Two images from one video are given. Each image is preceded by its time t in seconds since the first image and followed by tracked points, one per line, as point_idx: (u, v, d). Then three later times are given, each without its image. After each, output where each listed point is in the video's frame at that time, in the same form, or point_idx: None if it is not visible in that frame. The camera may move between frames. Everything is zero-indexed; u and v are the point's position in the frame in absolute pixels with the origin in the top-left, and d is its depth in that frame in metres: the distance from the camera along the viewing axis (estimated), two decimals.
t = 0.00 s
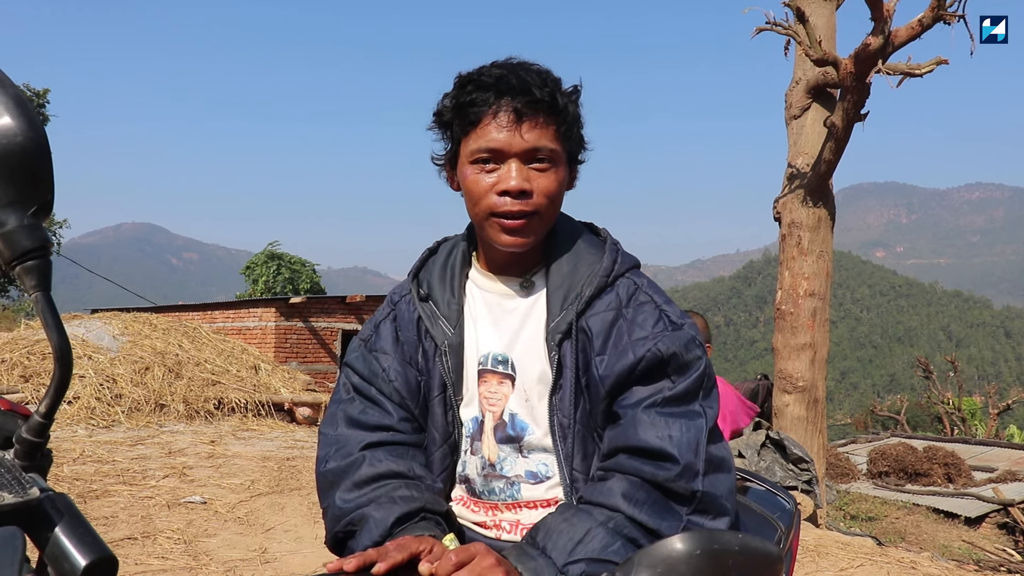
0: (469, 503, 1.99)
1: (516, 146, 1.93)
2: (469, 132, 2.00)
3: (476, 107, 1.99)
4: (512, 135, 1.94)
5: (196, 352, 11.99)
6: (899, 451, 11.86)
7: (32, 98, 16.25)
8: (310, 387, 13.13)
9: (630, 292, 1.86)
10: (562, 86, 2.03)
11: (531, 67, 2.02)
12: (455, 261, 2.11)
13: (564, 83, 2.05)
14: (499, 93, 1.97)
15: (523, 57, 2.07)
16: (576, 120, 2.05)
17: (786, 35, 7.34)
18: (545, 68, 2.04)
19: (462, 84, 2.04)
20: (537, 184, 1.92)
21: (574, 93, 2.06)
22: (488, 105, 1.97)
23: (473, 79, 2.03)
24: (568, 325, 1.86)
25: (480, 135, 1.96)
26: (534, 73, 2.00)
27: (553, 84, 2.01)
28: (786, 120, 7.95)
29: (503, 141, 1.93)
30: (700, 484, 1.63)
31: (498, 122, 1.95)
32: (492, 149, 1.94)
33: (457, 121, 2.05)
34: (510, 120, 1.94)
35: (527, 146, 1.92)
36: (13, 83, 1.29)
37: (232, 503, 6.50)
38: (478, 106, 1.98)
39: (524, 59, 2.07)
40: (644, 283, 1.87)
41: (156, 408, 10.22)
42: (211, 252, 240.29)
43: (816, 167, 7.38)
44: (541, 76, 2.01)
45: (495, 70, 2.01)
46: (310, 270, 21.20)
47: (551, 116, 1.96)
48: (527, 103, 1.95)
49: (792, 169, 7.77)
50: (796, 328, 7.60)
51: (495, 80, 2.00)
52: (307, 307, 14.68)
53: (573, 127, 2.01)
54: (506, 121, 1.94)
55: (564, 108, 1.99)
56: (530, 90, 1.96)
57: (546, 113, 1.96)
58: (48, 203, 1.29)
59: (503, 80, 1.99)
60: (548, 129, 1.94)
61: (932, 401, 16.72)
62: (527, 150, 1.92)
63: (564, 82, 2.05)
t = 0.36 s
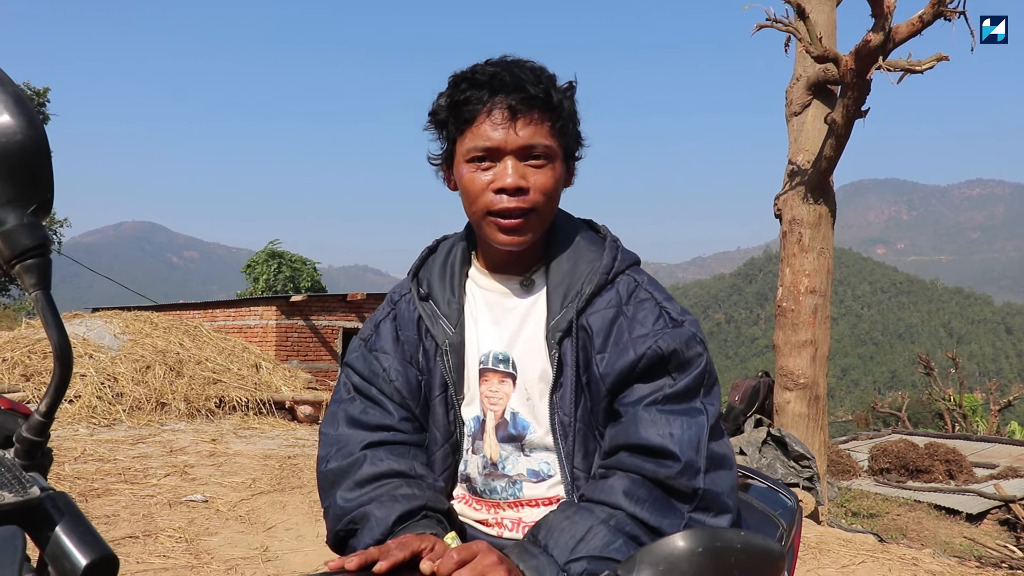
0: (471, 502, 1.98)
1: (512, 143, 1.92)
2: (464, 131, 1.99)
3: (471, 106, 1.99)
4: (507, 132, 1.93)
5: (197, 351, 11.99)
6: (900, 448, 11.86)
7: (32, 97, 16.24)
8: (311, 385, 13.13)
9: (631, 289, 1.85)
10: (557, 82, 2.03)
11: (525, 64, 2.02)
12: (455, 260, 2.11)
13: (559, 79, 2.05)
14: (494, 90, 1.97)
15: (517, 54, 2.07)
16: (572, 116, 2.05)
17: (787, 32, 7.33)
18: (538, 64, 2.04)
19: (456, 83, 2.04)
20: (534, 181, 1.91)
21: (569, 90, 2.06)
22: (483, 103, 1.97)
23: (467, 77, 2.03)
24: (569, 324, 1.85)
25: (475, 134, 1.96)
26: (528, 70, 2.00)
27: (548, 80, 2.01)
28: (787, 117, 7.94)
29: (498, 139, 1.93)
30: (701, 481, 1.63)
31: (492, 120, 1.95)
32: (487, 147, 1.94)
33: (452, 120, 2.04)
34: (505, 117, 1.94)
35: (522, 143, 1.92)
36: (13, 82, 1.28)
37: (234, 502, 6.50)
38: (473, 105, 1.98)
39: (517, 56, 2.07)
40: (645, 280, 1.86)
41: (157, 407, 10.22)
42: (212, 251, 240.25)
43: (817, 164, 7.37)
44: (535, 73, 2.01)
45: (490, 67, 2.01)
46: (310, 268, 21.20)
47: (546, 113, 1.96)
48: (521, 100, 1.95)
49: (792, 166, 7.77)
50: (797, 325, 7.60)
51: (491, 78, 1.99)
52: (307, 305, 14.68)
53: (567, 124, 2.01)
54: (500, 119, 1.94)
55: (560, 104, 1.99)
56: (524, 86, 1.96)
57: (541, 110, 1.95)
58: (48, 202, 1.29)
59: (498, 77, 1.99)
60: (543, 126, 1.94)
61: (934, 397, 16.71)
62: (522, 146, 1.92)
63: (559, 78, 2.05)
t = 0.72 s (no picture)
0: (468, 500, 1.98)
1: (505, 141, 1.92)
2: (457, 130, 1.99)
3: (463, 106, 1.99)
4: (500, 131, 1.93)
5: (195, 348, 11.98)
6: (898, 447, 11.88)
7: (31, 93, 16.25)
8: (309, 383, 13.12)
9: (628, 285, 1.85)
10: (549, 80, 2.03)
11: (516, 62, 2.03)
12: (451, 258, 2.10)
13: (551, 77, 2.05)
14: (486, 89, 1.98)
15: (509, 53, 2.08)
16: (564, 114, 2.05)
17: (786, 31, 7.33)
18: (530, 63, 2.04)
19: (449, 82, 2.04)
20: (528, 179, 1.91)
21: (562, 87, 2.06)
22: (476, 102, 1.97)
23: (460, 77, 2.03)
24: (567, 320, 1.85)
25: (468, 133, 1.96)
26: (519, 67, 2.01)
27: (540, 78, 2.01)
28: (786, 116, 7.95)
29: (491, 138, 1.93)
30: (698, 477, 1.63)
31: (486, 118, 1.95)
32: (481, 147, 1.94)
33: (445, 120, 2.04)
34: (498, 115, 1.94)
35: (515, 141, 1.91)
36: (10, 77, 1.28)
37: (232, 499, 6.50)
38: (465, 104, 1.99)
39: (509, 56, 2.07)
40: (642, 276, 1.86)
41: (156, 404, 10.22)
42: (211, 248, 240.16)
43: (816, 163, 7.37)
44: (528, 70, 2.02)
45: (482, 66, 2.01)
46: (309, 266, 21.20)
47: (539, 110, 1.96)
48: (513, 98, 1.95)
49: (792, 165, 7.77)
50: (795, 324, 7.60)
51: (483, 76, 2.00)
52: (306, 303, 14.67)
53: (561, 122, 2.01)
54: (493, 117, 1.94)
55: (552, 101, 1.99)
56: (516, 84, 1.96)
57: (534, 107, 1.95)
58: (46, 197, 1.28)
59: (491, 75, 1.99)
60: (536, 124, 1.94)
61: (932, 397, 16.73)
62: (515, 145, 1.92)
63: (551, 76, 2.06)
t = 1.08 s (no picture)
0: (467, 498, 1.97)
1: (483, 132, 1.92)
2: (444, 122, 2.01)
3: (451, 98, 2.01)
4: (480, 122, 1.93)
5: (194, 347, 11.96)
6: (897, 445, 11.89)
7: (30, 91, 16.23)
8: (308, 381, 13.12)
9: (633, 281, 1.85)
10: (542, 71, 2.01)
11: (507, 54, 2.02)
12: (451, 256, 2.10)
13: (545, 68, 2.03)
14: (470, 80, 1.98)
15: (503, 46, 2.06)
16: (558, 105, 2.01)
17: (786, 28, 7.32)
18: (522, 54, 2.03)
19: (440, 74, 2.05)
20: (504, 172, 1.90)
21: (556, 80, 2.03)
22: (461, 94, 1.98)
23: (450, 68, 2.04)
24: (571, 316, 1.85)
25: (452, 125, 1.97)
26: (508, 59, 2.00)
27: (530, 69, 1.99)
28: (785, 114, 7.94)
29: (471, 129, 1.93)
30: (698, 473, 1.62)
31: (467, 110, 1.95)
32: (461, 138, 1.94)
33: (439, 111, 2.07)
34: (478, 106, 1.94)
35: (492, 132, 1.91)
36: (9, 73, 1.28)
37: (231, 498, 6.49)
38: (452, 95, 2.00)
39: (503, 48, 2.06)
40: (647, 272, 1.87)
41: (155, 403, 10.21)
42: (210, 246, 240.12)
43: (815, 161, 7.36)
44: (518, 61, 2.01)
45: (470, 59, 2.01)
46: (308, 264, 21.19)
47: (523, 102, 1.94)
48: (496, 89, 1.95)
49: (791, 163, 7.77)
50: (794, 322, 7.60)
51: (470, 68, 2.00)
52: (305, 301, 14.66)
53: (552, 112, 1.98)
54: (474, 109, 1.94)
55: (541, 93, 1.97)
56: (501, 75, 1.96)
57: (517, 98, 1.94)
58: (44, 194, 1.28)
59: (476, 67, 1.99)
60: (517, 116, 1.92)
61: (931, 395, 16.74)
62: (493, 136, 1.91)
63: (544, 67, 2.03)
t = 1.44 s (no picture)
0: (468, 496, 1.97)
1: (452, 123, 1.96)
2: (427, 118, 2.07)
3: (435, 95, 2.08)
4: (450, 114, 1.98)
5: (194, 345, 11.95)
6: (897, 444, 11.89)
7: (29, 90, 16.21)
8: (308, 380, 13.11)
9: (636, 278, 1.85)
10: (520, 65, 2.04)
11: (488, 50, 2.07)
12: (453, 251, 2.10)
13: (525, 62, 2.06)
14: (447, 75, 2.05)
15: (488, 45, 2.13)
16: (536, 98, 2.02)
17: (785, 26, 7.31)
18: (502, 49, 2.07)
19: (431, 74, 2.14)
20: (469, 160, 1.92)
21: (536, 73, 2.05)
22: (440, 90, 2.05)
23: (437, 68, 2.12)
24: (576, 314, 1.85)
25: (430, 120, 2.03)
26: (485, 54, 2.05)
27: (507, 63, 2.03)
28: (785, 112, 7.93)
29: (443, 121, 1.98)
30: (698, 472, 1.62)
31: (440, 104, 2.02)
32: (436, 130, 1.99)
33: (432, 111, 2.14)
34: (450, 99, 2.00)
35: (460, 123, 1.95)
36: (8, 71, 1.27)
37: (231, 496, 6.49)
38: (435, 92, 2.07)
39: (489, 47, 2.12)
40: (650, 269, 1.87)
41: (154, 401, 10.21)
42: (209, 244, 240.06)
43: (815, 160, 7.36)
44: (493, 55, 2.05)
45: (447, 52, 2.07)
46: (307, 263, 21.19)
47: (492, 93, 1.98)
48: (467, 82, 2.00)
49: (790, 161, 7.76)
50: (794, 321, 7.60)
51: (449, 63, 2.06)
52: (304, 299, 14.66)
53: (525, 100, 1.99)
54: (446, 102, 2.01)
55: (511, 84, 1.99)
56: (472, 68, 2.01)
57: (485, 89, 1.98)
58: (43, 192, 1.27)
59: (452, 62, 2.05)
60: (484, 106, 1.96)
61: (930, 393, 16.75)
62: (461, 127, 1.95)
63: (525, 60, 2.06)
